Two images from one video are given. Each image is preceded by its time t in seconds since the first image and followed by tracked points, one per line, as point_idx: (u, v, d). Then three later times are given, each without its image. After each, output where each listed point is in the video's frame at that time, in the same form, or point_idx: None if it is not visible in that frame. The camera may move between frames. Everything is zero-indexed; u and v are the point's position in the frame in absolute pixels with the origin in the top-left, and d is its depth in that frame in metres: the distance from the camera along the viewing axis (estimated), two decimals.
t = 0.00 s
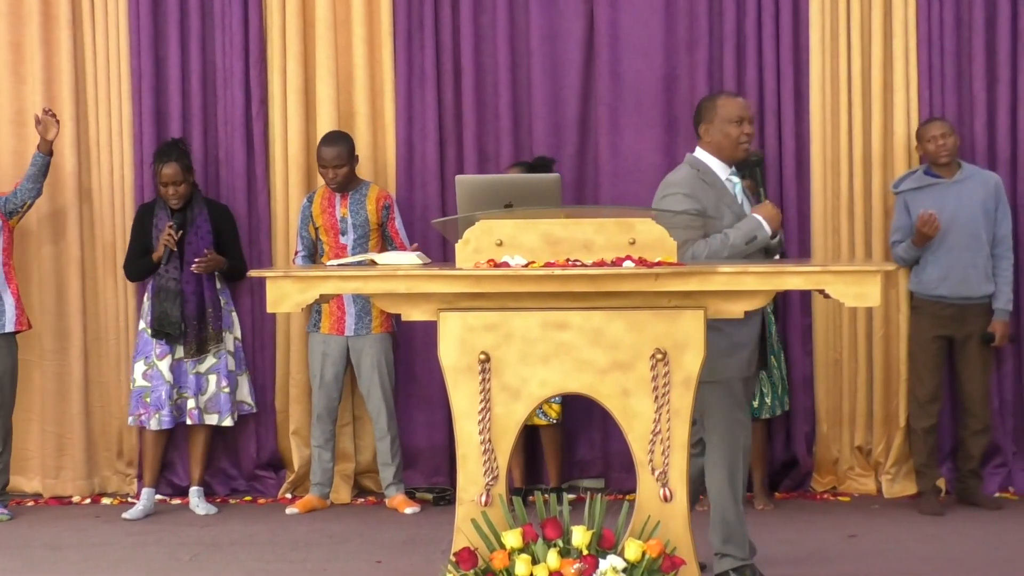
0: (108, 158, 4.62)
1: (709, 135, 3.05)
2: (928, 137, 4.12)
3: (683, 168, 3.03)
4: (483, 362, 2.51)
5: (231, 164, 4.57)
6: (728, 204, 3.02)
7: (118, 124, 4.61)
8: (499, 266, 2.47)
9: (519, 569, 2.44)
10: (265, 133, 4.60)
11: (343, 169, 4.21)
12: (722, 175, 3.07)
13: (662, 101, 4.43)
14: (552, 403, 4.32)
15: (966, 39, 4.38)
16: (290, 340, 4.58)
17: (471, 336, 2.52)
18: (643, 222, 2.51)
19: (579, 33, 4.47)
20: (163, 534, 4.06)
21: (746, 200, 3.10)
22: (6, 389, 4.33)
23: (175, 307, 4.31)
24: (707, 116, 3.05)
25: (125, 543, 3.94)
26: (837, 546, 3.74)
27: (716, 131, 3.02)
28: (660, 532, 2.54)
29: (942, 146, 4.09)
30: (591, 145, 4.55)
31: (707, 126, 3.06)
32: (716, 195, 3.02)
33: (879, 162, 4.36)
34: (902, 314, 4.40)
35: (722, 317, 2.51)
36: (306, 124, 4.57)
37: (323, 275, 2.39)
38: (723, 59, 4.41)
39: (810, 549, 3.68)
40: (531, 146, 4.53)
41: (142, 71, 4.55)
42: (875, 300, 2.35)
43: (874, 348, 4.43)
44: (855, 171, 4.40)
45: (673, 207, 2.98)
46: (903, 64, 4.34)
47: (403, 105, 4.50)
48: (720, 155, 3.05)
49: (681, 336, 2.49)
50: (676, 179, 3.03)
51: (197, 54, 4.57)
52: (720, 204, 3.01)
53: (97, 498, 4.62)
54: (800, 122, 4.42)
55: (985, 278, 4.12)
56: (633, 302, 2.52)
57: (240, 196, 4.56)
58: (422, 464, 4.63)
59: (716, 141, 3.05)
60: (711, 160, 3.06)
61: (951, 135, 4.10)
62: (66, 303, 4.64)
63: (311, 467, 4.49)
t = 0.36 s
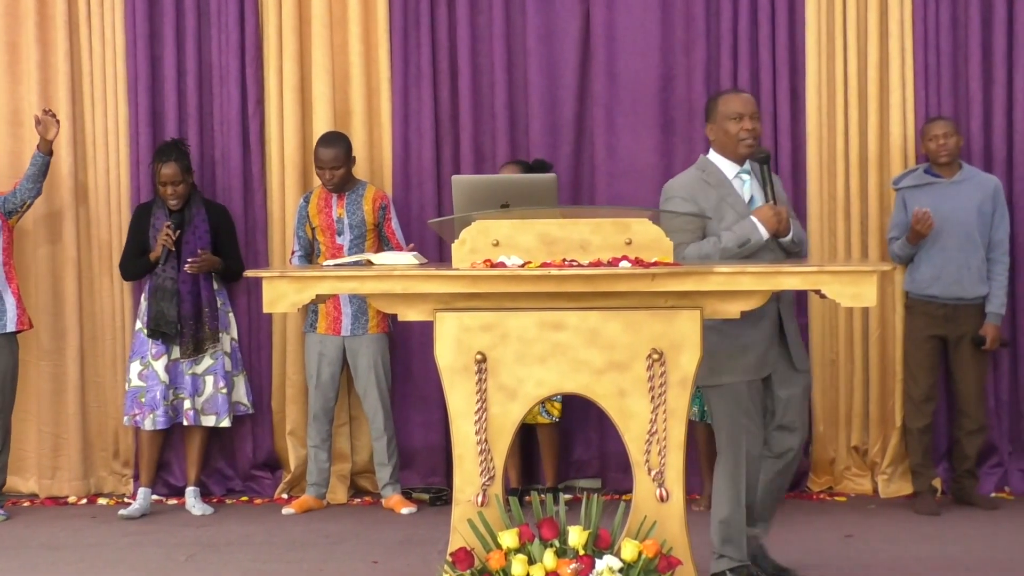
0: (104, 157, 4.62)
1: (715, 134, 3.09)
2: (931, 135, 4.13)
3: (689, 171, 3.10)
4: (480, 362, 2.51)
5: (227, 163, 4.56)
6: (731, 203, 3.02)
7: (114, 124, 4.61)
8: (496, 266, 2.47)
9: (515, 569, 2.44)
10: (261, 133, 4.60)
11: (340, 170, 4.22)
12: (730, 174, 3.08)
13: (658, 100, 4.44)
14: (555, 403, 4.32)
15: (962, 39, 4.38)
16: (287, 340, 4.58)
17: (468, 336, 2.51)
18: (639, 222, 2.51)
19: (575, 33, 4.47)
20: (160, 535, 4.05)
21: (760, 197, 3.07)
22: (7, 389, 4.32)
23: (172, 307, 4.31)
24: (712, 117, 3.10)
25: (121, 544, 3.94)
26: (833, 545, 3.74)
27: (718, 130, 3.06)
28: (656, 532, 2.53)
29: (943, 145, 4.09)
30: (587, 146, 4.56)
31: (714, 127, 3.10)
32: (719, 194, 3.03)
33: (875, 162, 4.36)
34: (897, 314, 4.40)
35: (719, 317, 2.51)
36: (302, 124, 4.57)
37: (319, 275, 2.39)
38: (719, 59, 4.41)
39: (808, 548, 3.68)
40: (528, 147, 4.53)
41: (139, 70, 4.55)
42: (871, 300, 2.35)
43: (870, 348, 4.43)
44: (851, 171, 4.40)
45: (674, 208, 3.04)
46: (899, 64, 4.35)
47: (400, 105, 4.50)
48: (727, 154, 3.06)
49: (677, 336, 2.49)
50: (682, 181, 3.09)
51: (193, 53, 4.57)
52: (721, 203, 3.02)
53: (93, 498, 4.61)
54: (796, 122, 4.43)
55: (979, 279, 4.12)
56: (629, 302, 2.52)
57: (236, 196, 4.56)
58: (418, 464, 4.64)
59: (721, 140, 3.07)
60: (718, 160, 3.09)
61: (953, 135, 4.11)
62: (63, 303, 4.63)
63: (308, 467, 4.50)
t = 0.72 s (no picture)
0: (104, 157, 4.62)
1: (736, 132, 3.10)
2: (935, 135, 4.12)
3: (708, 174, 3.17)
4: (480, 362, 2.51)
5: (227, 163, 4.56)
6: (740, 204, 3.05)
7: (114, 124, 4.61)
8: (496, 266, 2.47)
9: (516, 569, 2.44)
10: (261, 133, 4.60)
11: (349, 172, 4.20)
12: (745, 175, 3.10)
13: (658, 100, 4.44)
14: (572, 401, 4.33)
15: (963, 40, 4.38)
16: (287, 340, 4.58)
17: (468, 337, 2.51)
18: (639, 223, 2.51)
19: (575, 32, 4.47)
20: (160, 535, 4.05)
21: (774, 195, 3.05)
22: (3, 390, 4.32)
23: (162, 305, 4.29)
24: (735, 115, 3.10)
25: (121, 544, 3.94)
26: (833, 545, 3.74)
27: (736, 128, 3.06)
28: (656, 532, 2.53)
29: (947, 145, 4.09)
30: (587, 146, 4.56)
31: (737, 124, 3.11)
32: (729, 195, 3.07)
33: (875, 163, 4.37)
34: (897, 314, 4.40)
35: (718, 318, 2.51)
36: (302, 125, 4.58)
37: (319, 275, 2.39)
38: (719, 58, 4.42)
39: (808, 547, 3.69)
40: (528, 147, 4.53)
41: (138, 71, 4.55)
42: (870, 300, 2.35)
43: (870, 348, 4.44)
44: (851, 172, 4.41)
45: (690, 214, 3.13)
46: (899, 64, 4.35)
47: (400, 105, 4.50)
48: (742, 155, 3.08)
49: (677, 336, 2.49)
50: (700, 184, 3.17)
51: (193, 54, 4.57)
52: (728, 204, 3.06)
53: (93, 498, 4.62)
54: (796, 122, 4.43)
55: (979, 280, 4.12)
56: (629, 302, 2.52)
57: (236, 197, 4.55)
58: (418, 465, 4.64)
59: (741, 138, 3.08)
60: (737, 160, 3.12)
61: (958, 135, 4.10)
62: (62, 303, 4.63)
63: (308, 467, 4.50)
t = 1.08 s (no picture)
0: (105, 157, 4.62)
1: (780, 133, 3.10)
2: (939, 135, 4.12)
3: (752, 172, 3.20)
4: (481, 362, 2.51)
5: (227, 163, 4.56)
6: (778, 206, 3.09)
7: (115, 124, 4.61)
8: (498, 266, 2.47)
9: (517, 569, 2.44)
10: (263, 133, 4.60)
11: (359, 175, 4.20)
12: (786, 176, 3.12)
13: (660, 100, 4.44)
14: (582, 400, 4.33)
15: (965, 40, 4.38)
16: (288, 340, 4.59)
17: (470, 337, 2.51)
18: (641, 223, 2.50)
19: (577, 32, 4.47)
20: (160, 535, 4.05)
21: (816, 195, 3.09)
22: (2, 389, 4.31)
23: (148, 304, 4.27)
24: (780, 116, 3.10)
25: (122, 544, 3.94)
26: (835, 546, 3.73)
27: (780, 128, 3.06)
28: (658, 532, 2.53)
29: (951, 145, 4.09)
30: (589, 146, 4.56)
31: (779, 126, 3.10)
32: (771, 195, 3.12)
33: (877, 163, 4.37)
34: (899, 314, 4.41)
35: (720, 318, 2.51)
36: (304, 125, 4.58)
37: (320, 275, 2.39)
38: (721, 58, 4.42)
39: (809, 546, 3.68)
40: (529, 148, 4.53)
41: (140, 71, 4.55)
42: (872, 300, 2.34)
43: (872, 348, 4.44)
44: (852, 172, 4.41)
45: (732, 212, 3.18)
46: (901, 64, 4.35)
47: (401, 105, 4.50)
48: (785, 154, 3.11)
49: (678, 336, 2.49)
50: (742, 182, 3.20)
51: (195, 54, 4.58)
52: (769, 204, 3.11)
53: (94, 498, 4.62)
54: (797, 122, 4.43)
55: (982, 281, 4.11)
56: (631, 302, 2.51)
57: (237, 198, 4.55)
58: (420, 465, 4.64)
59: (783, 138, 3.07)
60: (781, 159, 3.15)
61: (962, 135, 4.10)
62: (63, 303, 4.63)
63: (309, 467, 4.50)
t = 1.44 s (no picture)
0: (105, 157, 4.62)
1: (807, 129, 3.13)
2: (942, 135, 4.12)
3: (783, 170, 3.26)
4: (481, 362, 2.51)
5: (227, 163, 4.56)
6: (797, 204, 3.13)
7: (115, 124, 4.61)
8: (498, 266, 2.47)
9: (517, 569, 2.44)
10: (263, 133, 4.60)
11: (356, 174, 4.21)
12: (808, 176, 3.17)
13: (660, 100, 4.44)
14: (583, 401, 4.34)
15: (965, 39, 4.38)
16: (288, 339, 4.59)
17: (470, 337, 2.51)
18: (641, 223, 2.50)
19: (577, 32, 4.47)
20: (160, 535, 4.05)
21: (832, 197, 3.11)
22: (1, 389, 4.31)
23: (144, 303, 4.27)
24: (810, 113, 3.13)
25: (122, 544, 3.93)
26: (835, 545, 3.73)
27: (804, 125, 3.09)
28: (658, 532, 2.53)
29: (953, 146, 4.09)
30: (589, 145, 4.56)
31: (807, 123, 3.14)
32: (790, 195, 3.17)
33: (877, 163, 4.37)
34: (899, 314, 4.41)
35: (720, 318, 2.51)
36: (304, 125, 4.58)
37: (320, 275, 2.39)
38: (721, 58, 4.41)
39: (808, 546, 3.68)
40: (529, 148, 4.53)
41: (140, 71, 4.55)
42: (872, 300, 2.34)
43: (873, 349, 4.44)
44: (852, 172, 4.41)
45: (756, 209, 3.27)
46: (901, 64, 4.35)
47: (401, 105, 4.50)
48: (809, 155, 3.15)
49: (678, 336, 2.49)
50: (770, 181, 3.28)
51: (194, 54, 4.58)
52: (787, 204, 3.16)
53: (94, 498, 4.62)
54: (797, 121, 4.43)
55: (982, 281, 4.11)
56: (631, 302, 2.51)
57: (237, 198, 4.55)
58: (420, 465, 4.65)
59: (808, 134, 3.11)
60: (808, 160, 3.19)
61: (964, 136, 4.10)
62: (63, 303, 4.63)
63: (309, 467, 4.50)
